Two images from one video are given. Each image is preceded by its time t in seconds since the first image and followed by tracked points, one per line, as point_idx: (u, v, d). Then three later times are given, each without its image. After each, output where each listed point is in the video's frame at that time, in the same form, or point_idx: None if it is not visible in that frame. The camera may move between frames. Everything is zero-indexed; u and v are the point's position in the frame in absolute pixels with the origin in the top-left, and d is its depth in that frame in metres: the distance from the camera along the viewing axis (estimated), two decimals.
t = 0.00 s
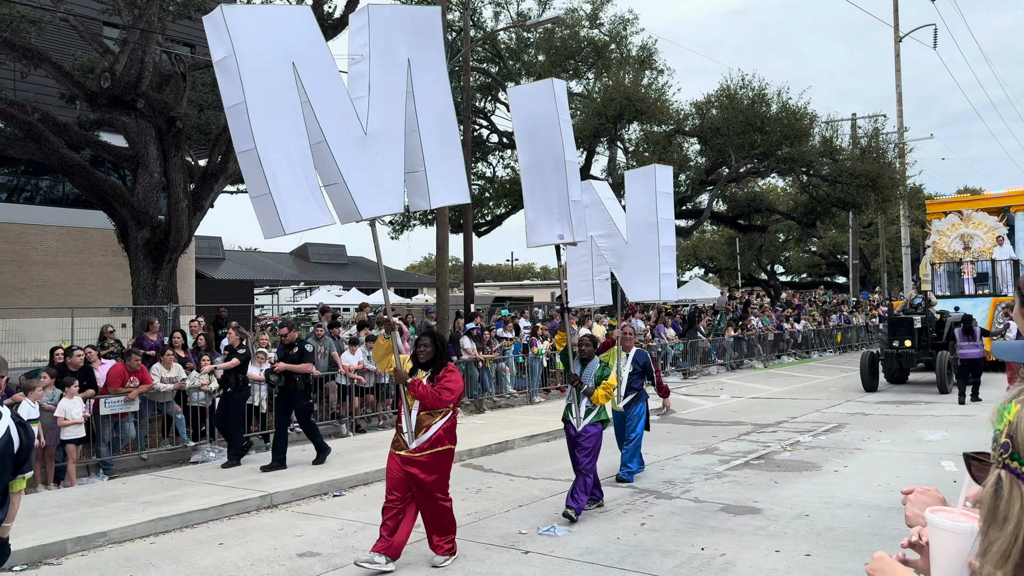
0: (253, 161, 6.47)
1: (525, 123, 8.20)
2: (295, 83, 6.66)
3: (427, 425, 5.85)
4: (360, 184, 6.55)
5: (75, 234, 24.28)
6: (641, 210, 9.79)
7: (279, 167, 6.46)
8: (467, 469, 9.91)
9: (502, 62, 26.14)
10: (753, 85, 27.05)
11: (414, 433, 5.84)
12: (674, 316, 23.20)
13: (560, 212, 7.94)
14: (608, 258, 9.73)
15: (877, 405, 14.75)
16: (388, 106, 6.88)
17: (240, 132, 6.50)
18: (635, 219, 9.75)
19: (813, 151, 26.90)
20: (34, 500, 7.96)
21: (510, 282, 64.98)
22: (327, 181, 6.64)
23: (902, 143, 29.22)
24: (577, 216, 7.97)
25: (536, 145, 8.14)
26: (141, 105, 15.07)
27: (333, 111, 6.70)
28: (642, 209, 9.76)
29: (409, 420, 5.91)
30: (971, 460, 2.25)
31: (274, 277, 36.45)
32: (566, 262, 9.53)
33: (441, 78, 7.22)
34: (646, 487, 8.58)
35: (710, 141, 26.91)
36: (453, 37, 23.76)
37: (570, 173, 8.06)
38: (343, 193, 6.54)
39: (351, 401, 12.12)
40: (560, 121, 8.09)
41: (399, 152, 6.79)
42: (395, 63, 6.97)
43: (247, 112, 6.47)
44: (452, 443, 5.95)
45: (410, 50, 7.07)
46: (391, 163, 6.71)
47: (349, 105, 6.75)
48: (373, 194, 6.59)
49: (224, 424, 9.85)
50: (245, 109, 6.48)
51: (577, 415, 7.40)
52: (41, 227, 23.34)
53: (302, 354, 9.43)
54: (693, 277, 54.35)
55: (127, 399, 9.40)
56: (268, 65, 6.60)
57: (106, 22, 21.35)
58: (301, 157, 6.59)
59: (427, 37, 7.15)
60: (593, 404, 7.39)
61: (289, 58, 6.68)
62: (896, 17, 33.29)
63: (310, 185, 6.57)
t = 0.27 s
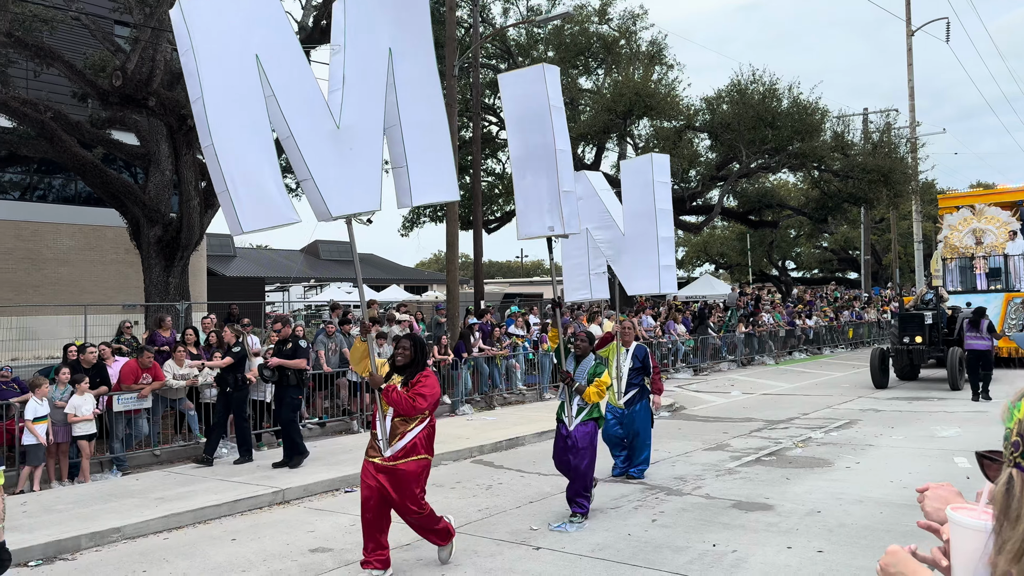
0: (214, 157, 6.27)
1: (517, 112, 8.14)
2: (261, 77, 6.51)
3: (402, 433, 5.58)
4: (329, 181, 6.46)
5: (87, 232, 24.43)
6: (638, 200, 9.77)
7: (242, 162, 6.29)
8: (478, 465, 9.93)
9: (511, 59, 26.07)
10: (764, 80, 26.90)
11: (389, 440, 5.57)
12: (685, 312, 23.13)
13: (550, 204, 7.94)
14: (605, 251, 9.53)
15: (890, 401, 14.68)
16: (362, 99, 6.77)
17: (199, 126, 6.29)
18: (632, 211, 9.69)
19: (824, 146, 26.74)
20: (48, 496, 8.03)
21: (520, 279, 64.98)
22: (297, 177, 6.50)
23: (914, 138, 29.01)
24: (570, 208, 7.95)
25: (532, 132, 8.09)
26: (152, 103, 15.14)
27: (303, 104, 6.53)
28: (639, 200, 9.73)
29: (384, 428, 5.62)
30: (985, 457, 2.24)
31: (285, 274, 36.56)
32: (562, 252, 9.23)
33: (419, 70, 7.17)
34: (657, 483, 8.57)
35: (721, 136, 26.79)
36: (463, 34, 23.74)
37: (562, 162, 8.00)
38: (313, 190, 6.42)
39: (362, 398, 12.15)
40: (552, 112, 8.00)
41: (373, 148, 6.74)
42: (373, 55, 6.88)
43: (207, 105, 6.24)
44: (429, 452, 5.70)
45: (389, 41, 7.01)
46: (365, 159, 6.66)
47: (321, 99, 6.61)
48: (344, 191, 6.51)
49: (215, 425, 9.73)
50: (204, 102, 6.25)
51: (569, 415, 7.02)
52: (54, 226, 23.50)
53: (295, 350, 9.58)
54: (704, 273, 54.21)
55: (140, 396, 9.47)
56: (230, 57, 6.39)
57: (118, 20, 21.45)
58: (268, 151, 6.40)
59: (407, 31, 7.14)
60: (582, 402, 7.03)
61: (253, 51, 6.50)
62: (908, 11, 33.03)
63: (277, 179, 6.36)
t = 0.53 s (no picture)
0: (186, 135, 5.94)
1: (500, 100, 8.13)
2: (238, 55, 6.24)
3: (385, 426, 5.47)
4: (307, 163, 6.18)
5: (102, 229, 24.61)
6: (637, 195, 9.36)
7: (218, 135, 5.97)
8: (490, 461, 9.94)
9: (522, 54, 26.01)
10: (777, 74, 26.74)
11: (369, 434, 5.46)
12: (698, 307, 23.06)
13: (535, 196, 7.79)
14: (601, 248, 9.40)
15: (904, 397, 14.59)
16: (345, 80, 6.56)
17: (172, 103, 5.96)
18: (629, 208, 9.30)
19: (837, 140, 26.55)
20: (64, 491, 8.10)
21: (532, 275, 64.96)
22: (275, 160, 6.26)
23: (929, 131, 28.77)
24: (556, 197, 7.75)
25: (513, 119, 8.05)
26: (166, 101, 15.27)
27: (283, 86, 6.34)
28: (637, 197, 9.30)
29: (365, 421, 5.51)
30: (999, 454, 2.21)
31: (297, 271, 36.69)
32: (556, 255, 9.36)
33: (411, 52, 6.93)
34: (670, 479, 8.54)
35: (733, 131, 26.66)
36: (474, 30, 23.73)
37: (548, 151, 7.88)
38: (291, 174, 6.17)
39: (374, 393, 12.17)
40: (535, 100, 7.95)
41: (357, 131, 6.53)
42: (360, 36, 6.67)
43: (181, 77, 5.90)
44: (411, 448, 5.58)
45: (379, 19, 6.80)
46: (349, 142, 6.45)
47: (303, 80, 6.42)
48: (326, 174, 6.24)
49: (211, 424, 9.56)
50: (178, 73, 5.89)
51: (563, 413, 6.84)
52: (69, 223, 23.67)
53: (294, 349, 9.39)
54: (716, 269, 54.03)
55: (154, 392, 9.52)
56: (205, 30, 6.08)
57: (131, 18, 21.57)
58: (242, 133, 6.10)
59: (398, 10, 6.89)
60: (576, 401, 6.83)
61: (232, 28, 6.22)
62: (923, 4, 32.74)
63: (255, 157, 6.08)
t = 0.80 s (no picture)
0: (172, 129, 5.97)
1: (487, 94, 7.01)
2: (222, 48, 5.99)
3: (360, 436, 5.18)
4: (287, 161, 5.98)
5: (117, 227, 24.80)
6: (634, 183, 8.78)
7: (197, 136, 5.93)
8: (503, 457, 9.95)
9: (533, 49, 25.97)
10: (790, 68, 26.55)
11: (347, 444, 5.21)
12: (711, 303, 22.99)
13: (526, 190, 6.91)
14: (598, 240, 8.86)
15: (919, 393, 14.50)
16: (335, 71, 6.13)
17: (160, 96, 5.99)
18: (626, 198, 8.73)
19: (851, 135, 26.36)
20: (81, 486, 8.18)
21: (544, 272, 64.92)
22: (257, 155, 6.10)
23: (944, 125, 28.51)
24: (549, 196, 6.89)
25: (503, 115, 6.99)
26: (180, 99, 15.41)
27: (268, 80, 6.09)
28: (635, 185, 8.72)
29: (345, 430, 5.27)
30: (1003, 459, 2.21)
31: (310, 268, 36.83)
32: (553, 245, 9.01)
33: (405, 38, 6.23)
34: (684, 475, 8.52)
35: (746, 126, 26.52)
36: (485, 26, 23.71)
37: (541, 151, 6.91)
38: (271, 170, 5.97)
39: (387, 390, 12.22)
40: (524, 92, 6.89)
41: (344, 127, 6.09)
42: (352, 31, 6.17)
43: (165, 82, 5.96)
44: (389, 460, 5.27)
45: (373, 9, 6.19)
46: (335, 138, 6.05)
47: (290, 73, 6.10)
48: (307, 170, 5.96)
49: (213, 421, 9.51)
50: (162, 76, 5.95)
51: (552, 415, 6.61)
52: (84, 221, 23.85)
53: (292, 346, 9.37)
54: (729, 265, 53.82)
55: (169, 388, 9.58)
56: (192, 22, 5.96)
57: (144, 17, 21.69)
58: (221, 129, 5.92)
59: None
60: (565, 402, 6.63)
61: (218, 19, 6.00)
62: None
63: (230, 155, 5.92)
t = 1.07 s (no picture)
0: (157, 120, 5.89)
1: (471, 82, 6.85)
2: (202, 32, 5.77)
3: (345, 431, 4.86)
4: (267, 146, 5.64)
5: (132, 226, 24.99)
6: (631, 183, 8.73)
7: (179, 130, 5.83)
8: (516, 454, 9.96)
9: (545, 47, 25.91)
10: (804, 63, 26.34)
11: (330, 440, 4.87)
12: (724, 300, 22.90)
13: (512, 184, 6.69)
14: (595, 238, 8.50)
15: (935, 390, 14.39)
16: (313, 47, 5.64)
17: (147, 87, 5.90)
18: (624, 194, 8.62)
19: (866, 130, 26.15)
20: (97, 483, 8.25)
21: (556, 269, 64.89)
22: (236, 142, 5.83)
23: (960, 120, 28.24)
24: (534, 186, 6.66)
25: (486, 103, 6.81)
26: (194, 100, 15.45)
27: (245, 62, 5.71)
28: (632, 183, 8.69)
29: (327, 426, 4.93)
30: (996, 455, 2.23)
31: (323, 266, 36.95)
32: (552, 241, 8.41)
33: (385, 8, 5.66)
34: (697, 473, 8.49)
35: (759, 121, 26.38)
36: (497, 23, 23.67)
37: (525, 138, 6.69)
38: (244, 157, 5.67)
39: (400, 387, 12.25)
40: (509, 80, 6.69)
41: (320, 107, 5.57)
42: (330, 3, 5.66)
43: (150, 75, 5.87)
44: (379, 455, 4.90)
45: None
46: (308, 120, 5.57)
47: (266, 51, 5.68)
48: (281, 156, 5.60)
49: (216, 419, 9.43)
50: (144, 70, 5.87)
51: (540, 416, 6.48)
52: (100, 220, 24.04)
53: (292, 344, 9.09)
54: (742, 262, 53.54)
55: (184, 385, 9.67)
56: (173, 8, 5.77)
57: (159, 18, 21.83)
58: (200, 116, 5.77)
59: None
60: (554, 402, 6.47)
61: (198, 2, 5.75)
62: None
63: (211, 146, 5.76)
